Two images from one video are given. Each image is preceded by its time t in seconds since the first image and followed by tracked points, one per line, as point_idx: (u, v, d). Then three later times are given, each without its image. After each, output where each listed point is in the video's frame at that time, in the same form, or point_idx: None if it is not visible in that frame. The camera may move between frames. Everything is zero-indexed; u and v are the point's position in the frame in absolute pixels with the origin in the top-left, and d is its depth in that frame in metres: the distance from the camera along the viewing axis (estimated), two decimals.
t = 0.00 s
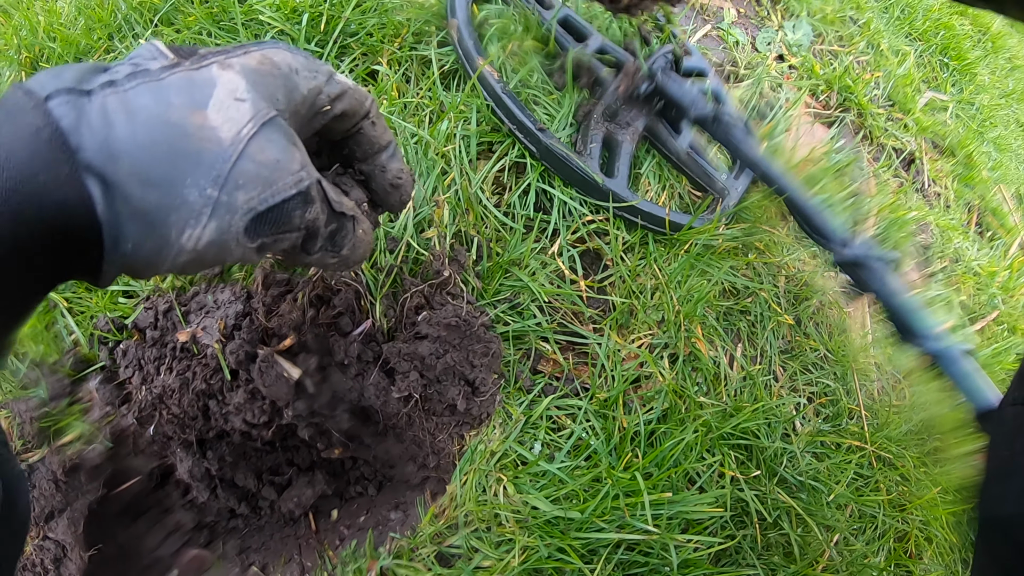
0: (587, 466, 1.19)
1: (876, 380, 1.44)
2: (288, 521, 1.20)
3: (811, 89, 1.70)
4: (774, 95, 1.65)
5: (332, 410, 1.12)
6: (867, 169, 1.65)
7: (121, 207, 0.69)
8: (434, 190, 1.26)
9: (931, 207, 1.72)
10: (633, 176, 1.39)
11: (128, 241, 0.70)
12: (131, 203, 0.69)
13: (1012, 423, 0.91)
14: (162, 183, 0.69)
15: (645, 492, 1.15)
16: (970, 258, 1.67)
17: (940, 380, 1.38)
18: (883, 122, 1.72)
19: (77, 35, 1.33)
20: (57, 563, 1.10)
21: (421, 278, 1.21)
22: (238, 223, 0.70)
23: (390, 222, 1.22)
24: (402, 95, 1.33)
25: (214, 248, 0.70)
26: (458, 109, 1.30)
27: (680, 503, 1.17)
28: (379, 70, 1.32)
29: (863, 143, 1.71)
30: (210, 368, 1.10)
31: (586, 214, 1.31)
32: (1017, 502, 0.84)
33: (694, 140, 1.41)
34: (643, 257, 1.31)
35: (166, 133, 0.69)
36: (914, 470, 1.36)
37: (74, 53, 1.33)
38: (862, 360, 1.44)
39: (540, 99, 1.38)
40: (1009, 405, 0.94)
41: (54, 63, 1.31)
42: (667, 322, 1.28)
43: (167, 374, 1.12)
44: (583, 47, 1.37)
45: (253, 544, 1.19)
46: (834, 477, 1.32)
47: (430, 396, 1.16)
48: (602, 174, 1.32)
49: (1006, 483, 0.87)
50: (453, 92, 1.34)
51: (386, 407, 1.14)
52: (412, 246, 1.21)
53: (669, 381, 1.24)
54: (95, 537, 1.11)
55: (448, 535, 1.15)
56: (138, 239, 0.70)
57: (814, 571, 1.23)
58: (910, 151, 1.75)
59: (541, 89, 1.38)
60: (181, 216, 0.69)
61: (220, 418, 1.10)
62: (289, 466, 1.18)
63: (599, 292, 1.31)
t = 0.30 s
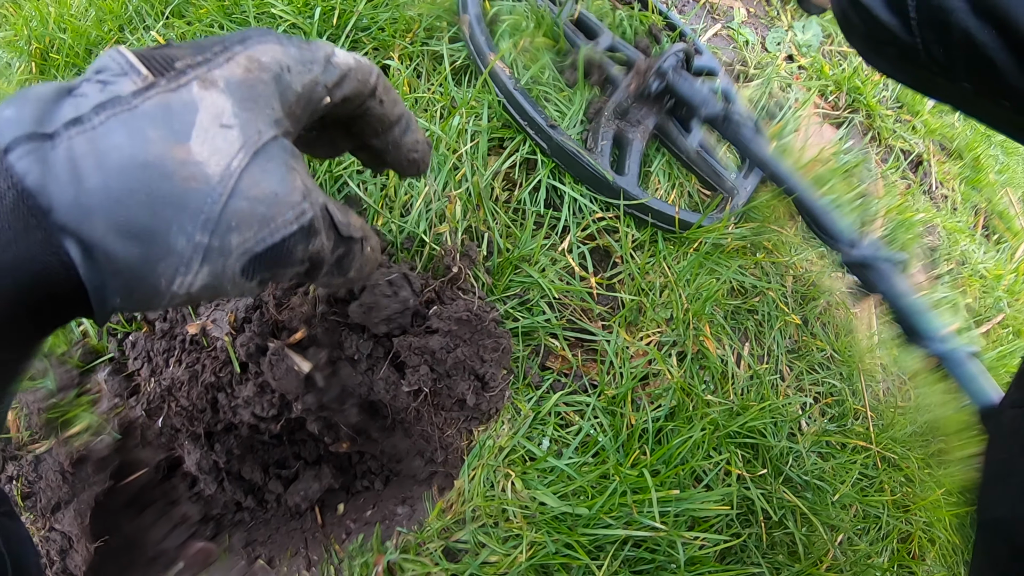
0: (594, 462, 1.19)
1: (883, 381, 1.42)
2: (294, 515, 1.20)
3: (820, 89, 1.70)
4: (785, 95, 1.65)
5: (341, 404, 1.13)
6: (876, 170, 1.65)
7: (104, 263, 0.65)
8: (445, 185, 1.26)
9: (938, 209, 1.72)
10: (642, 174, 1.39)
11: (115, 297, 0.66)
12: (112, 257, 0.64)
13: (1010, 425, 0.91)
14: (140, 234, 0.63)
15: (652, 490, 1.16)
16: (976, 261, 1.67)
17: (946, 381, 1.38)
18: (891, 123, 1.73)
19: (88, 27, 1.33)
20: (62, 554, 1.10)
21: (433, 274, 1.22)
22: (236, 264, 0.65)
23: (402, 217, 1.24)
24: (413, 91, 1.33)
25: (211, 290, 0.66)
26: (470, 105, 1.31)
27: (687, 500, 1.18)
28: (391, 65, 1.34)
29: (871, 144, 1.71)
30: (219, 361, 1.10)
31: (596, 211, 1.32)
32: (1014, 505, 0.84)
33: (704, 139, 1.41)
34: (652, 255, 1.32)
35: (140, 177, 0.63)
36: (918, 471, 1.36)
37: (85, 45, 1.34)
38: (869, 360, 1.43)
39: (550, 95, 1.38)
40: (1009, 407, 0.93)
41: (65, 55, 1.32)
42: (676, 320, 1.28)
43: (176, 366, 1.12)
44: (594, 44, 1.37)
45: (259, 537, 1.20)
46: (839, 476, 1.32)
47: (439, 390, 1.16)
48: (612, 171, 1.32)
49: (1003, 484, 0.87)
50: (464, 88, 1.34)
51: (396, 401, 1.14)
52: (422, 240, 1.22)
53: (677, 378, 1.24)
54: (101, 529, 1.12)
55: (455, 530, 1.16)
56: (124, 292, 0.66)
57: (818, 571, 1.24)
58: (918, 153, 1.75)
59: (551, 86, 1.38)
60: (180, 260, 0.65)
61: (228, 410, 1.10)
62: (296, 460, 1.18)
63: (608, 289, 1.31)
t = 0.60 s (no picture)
0: (595, 460, 1.20)
1: (883, 383, 1.43)
2: (296, 510, 1.20)
3: (823, 91, 1.71)
4: (788, 97, 1.65)
5: (345, 400, 1.12)
6: (878, 173, 1.64)
7: (220, 46, 0.67)
8: (450, 183, 1.27)
9: (940, 212, 1.72)
10: (647, 174, 1.40)
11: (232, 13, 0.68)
12: (220, 54, 0.67)
13: (1004, 430, 0.89)
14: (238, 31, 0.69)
15: (653, 488, 1.17)
16: (977, 264, 1.67)
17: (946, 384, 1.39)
18: (895, 126, 1.73)
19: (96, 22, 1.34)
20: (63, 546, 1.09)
21: (436, 271, 1.21)
22: (313, 42, 0.79)
23: (407, 216, 1.25)
24: (419, 89, 1.33)
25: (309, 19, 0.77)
26: (475, 103, 1.31)
27: (688, 499, 1.18)
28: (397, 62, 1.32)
29: (874, 146, 1.72)
30: (223, 355, 1.11)
31: (600, 210, 1.32)
32: (1009, 508, 0.85)
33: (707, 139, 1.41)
34: (655, 255, 1.32)
35: None
36: (918, 473, 1.37)
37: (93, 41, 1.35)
38: (870, 362, 1.44)
39: (555, 95, 1.39)
40: (1005, 410, 0.91)
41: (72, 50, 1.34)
42: (678, 320, 1.29)
43: (181, 360, 1.13)
44: (599, 45, 1.38)
45: (261, 532, 1.20)
46: (839, 477, 1.33)
47: (442, 387, 1.17)
48: (617, 171, 1.32)
49: (996, 487, 0.87)
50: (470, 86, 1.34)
51: (399, 397, 1.15)
52: (427, 237, 1.23)
53: (678, 378, 1.25)
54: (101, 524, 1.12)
55: (456, 527, 1.17)
56: (246, 55, 0.72)
57: (818, 571, 1.24)
58: (921, 156, 1.75)
59: (556, 86, 1.39)
60: (284, 47, 0.77)
61: (231, 405, 1.10)
62: (298, 455, 1.18)
63: (611, 288, 1.32)
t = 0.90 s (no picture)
0: (591, 464, 1.19)
1: (881, 387, 1.43)
2: (290, 512, 1.19)
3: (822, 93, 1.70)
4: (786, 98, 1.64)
5: (339, 403, 1.12)
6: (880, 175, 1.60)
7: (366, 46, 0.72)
8: (446, 185, 1.26)
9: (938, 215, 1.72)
10: (644, 175, 1.39)
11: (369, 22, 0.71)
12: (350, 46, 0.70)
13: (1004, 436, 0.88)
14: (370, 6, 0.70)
15: (648, 492, 1.16)
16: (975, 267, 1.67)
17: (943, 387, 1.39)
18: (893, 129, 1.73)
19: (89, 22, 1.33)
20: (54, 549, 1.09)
21: (432, 274, 1.21)
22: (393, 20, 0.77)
23: (402, 217, 1.24)
24: (414, 89, 1.32)
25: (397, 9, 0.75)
26: (471, 104, 1.30)
27: (684, 503, 1.18)
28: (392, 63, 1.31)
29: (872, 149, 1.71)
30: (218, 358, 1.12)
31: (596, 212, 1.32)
32: (1015, 515, 0.85)
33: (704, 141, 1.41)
34: (652, 257, 1.32)
35: None
36: (915, 477, 1.36)
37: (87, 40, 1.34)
38: (868, 365, 1.43)
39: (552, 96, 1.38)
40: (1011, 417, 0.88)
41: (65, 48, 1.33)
42: (674, 323, 1.28)
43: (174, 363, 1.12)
44: (596, 47, 1.38)
45: (255, 534, 1.19)
46: (836, 481, 1.32)
47: (436, 390, 1.15)
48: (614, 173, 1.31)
49: (998, 496, 0.86)
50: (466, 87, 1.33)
51: (393, 400, 1.13)
52: (422, 238, 1.22)
53: (675, 381, 1.24)
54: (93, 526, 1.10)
55: (451, 530, 1.17)
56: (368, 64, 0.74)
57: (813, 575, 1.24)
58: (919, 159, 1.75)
59: (553, 87, 1.38)
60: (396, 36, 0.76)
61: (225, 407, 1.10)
62: (293, 457, 1.17)
63: (608, 291, 1.32)
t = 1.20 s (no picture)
0: (591, 462, 1.20)
1: (879, 386, 1.44)
2: (291, 510, 1.19)
3: (821, 95, 1.71)
4: (785, 99, 1.65)
5: (340, 401, 1.13)
6: (874, 176, 1.65)
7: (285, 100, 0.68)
8: (447, 184, 1.27)
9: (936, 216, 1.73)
10: (644, 176, 1.42)
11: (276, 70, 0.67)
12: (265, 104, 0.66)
13: (1000, 433, 0.89)
14: (279, 84, 0.67)
15: (649, 490, 1.17)
16: (973, 268, 1.68)
17: (942, 387, 1.40)
18: (892, 130, 1.74)
19: (93, 19, 1.34)
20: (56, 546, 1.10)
21: (434, 273, 1.22)
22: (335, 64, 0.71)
23: (404, 217, 1.25)
24: (417, 89, 1.33)
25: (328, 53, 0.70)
26: (473, 104, 1.30)
27: (684, 501, 1.18)
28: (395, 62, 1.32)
29: (871, 150, 1.73)
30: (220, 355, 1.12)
31: (597, 212, 1.33)
32: (1005, 511, 0.85)
33: (704, 142, 1.41)
34: (652, 257, 1.33)
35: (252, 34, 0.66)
36: (913, 476, 1.37)
37: (90, 38, 1.35)
38: (866, 365, 1.44)
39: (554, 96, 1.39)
40: (1001, 414, 0.90)
41: (69, 47, 1.34)
42: (674, 322, 1.29)
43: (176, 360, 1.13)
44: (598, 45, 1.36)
45: (256, 532, 1.19)
46: (835, 480, 1.33)
47: (438, 387, 1.16)
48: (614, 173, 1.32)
49: (992, 491, 0.87)
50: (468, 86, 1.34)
51: (395, 397, 1.14)
52: (424, 238, 1.23)
53: (675, 379, 1.25)
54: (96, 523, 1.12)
55: (452, 528, 1.17)
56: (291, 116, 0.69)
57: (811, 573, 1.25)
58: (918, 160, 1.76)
59: (554, 87, 1.40)
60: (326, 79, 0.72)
61: (227, 405, 1.10)
62: (294, 455, 1.17)
63: (608, 290, 1.33)
